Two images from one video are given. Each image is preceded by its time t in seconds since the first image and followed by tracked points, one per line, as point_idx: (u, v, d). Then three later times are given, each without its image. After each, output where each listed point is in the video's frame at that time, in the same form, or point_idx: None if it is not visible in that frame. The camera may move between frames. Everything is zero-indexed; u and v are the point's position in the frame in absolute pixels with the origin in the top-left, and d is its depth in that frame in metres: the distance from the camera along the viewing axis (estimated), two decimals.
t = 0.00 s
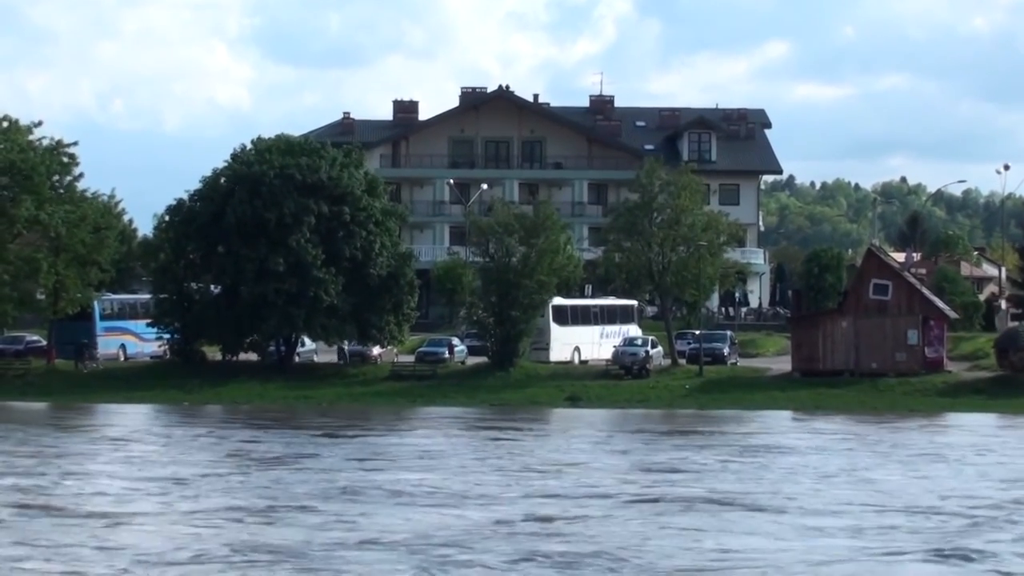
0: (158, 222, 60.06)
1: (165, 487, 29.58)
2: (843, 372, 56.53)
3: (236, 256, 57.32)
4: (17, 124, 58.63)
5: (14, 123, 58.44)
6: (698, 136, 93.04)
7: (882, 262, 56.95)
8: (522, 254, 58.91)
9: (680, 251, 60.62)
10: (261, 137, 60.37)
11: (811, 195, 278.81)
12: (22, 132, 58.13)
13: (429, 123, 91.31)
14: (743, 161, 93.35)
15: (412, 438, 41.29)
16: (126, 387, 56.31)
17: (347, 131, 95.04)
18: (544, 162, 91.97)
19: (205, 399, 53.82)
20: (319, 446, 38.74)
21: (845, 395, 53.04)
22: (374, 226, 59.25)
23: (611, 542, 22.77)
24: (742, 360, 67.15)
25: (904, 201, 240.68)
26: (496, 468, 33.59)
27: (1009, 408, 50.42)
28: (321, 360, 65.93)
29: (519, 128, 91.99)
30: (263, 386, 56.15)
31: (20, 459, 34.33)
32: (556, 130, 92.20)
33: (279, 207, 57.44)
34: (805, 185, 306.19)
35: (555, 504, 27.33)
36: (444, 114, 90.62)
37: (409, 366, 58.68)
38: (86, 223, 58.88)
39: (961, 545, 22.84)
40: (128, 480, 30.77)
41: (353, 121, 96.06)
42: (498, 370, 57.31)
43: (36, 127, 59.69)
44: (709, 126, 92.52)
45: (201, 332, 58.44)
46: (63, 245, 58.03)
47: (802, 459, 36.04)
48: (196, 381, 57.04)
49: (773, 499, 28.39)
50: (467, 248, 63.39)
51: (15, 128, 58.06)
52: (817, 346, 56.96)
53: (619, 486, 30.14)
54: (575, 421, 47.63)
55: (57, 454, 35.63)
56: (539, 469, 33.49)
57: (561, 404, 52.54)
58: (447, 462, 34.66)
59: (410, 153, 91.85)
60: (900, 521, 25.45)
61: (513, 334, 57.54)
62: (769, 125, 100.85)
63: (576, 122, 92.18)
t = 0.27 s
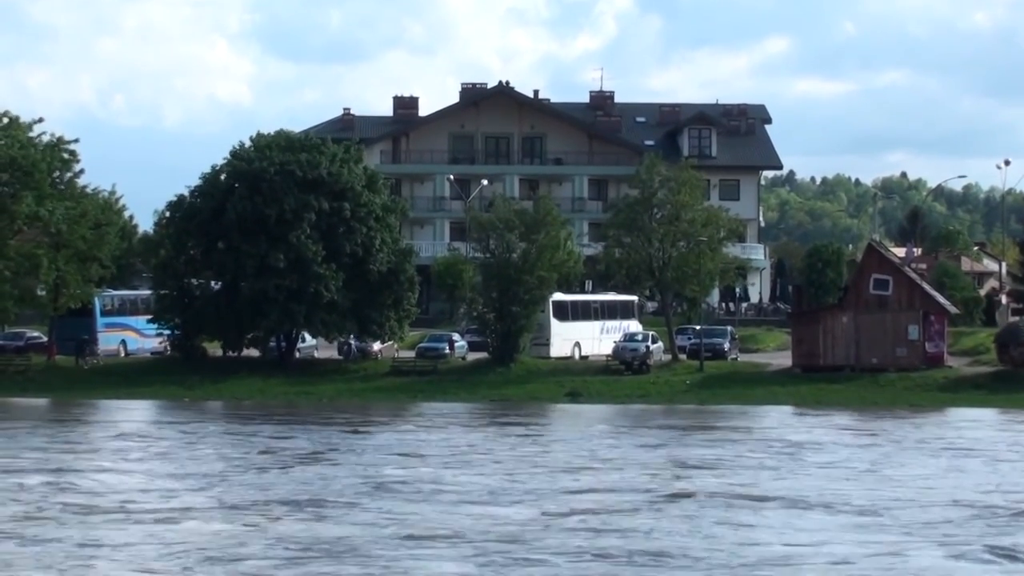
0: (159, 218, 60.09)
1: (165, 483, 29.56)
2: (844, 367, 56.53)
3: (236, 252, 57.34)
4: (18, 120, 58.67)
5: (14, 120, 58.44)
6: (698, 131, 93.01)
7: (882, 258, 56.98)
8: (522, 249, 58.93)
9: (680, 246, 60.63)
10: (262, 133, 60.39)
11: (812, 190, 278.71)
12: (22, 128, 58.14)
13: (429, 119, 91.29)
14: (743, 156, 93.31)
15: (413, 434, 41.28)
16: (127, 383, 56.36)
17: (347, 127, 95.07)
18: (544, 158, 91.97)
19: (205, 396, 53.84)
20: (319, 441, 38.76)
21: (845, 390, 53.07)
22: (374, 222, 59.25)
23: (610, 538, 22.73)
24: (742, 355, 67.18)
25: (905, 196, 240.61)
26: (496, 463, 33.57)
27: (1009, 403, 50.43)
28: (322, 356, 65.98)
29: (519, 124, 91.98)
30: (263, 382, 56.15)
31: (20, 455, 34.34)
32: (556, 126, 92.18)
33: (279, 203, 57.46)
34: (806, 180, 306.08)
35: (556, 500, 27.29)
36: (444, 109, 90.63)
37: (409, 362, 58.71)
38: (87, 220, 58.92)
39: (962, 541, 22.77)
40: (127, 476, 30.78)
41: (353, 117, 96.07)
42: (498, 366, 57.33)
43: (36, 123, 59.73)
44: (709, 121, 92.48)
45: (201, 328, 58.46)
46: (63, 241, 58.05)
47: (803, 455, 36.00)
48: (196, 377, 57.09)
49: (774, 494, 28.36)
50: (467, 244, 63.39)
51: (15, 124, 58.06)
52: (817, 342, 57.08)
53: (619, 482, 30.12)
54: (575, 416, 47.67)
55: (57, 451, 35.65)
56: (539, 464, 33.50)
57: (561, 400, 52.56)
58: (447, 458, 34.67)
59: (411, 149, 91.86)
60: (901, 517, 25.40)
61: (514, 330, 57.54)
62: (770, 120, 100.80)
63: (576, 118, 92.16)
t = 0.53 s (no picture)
0: (159, 212, 60.04)
1: (168, 477, 29.52)
2: (845, 360, 56.50)
3: (236, 246, 57.31)
4: (18, 114, 58.62)
5: (15, 114, 58.39)
6: (699, 124, 92.94)
7: (883, 250, 57.00)
8: (522, 243, 58.91)
9: (680, 239, 60.61)
10: (261, 126, 60.37)
11: (812, 183, 278.48)
12: (22, 122, 58.09)
13: (429, 112, 91.21)
14: (743, 149, 93.27)
15: (414, 427, 41.25)
16: (127, 377, 56.35)
17: (347, 120, 94.97)
18: (544, 151, 91.92)
19: (206, 389, 53.83)
20: (320, 435, 38.77)
21: (846, 383, 53.08)
22: (374, 216, 59.24)
23: (614, 532, 22.69)
24: (743, 348, 67.18)
25: (905, 188, 240.57)
26: (498, 457, 33.53)
27: (1009, 396, 50.45)
28: (321, 350, 66.00)
29: (520, 117, 91.91)
30: (264, 375, 56.14)
31: (21, 449, 34.29)
32: (556, 119, 92.12)
33: (279, 196, 57.43)
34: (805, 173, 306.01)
35: (558, 493, 27.25)
36: (444, 103, 90.52)
37: (410, 355, 58.70)
38: (87, 213, 58.91)
39: (966, 534, 22.73)
40: (129, 469, 30.78)
41: (352, 110, 95.99)
42: (499, 360, 57.35)
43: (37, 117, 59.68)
44: (709, 114, 92.43)
45: (201, 322, 58.44)
46: (63, 235, 58.02)
47: (805, 447, 35.97)
48: (197, 371, 57.07)
49: (777, 487, 28.33)
50: (467, 237, 63.37)
51: (15, 118, 58.02)
52: (818, 334, 56.85)
53: (622, 475, 30.08)
54: (576, 409, 47.69)
55: (59, 445, 35.59)
56: (540, 457, 33.52)
57: (562, 393, 52.57)
58: (448, 451, 34.69)
59: (411, 142, 91.78)
60: (905, 510, 25.37)
61: (514, 323, 57.53)
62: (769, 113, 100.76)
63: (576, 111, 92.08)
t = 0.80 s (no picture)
0: (162, 202, 60.05)
1: (170, 468, 29.58)
2: (847, 353, 56.49)
3: (239, 236, 57.31)
4: (21, 104, 58.66)
5: (18, 104, 58.44)
6: (702, 117, 92.94)
7: (886, 244, 57.03)
8: (525, 235, 58.91)
9: (683, 232, 60.60)
10: (265, 117, 60.38)
11: (816, 177, 278.39)
12: (26, 112, 58.13)
13: (432, 104, 91.19)
14: (746, 142, 93.21)
15: (417, 419, 41.29)
16: (130, 367, 56.40)
17: (350, 112, 94.98)
18: (547, 143, 91.90)
19: (208, 380, 53.86)
20: (324, 426, 38.80)
21: (848, 376, 53.09)
22: (377, 207, 59.25)
23: (617, 524, 22.72)
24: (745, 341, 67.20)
25: (908, 181, 240.39)
26: (502, 448, 33.55)
27: (1012, 390, 50.44)
28: (324, 341, 66.05)
29: (523, 109, 91.87)
30: (267, 367, 56.16)
31: (25, 439, 34.37)
32: (559, 111, 92.08)
33: (283, 187, 57.43)
34: (809, 167, 305.78)
35: (562, 485, 27.30)
36: (447, 94, 90.53)
37: (413, 346, 58.75)
38: (90, 203, 58.99)
39: (972, 528, 22.72)
40: (133, 460, 30.82)
41: (356, 102, 95.99)
42: (501, 352, 57.36)
43: (40, 107, 59.74)
44: (713, 107, 92.38)
45: (204, 313, 58.46)
46: (66, 225, 58.11)
47: (809, 440, 35.98)
48: (200, 362, 57.10)
49: (781, 480, 28.32)
50: (471, 229, 63.37)
51: (18, 108, 58.06)
52: (821, 327, 56.90)
53: (625, 467, 30.12)
54: (578, 401, 47.71)
55: (63, 434, 35.69)
56: (543, 449, 33.54)
57: (564, 385, 52.59)
58: (451, 442, 34.71)
59: (414, 134, 91.76)
60: (909, 503, 25.37)
61: (517, 315, 57.52)
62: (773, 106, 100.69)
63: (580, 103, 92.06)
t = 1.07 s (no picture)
0: (164, 196, 60.06)
1: (173, 461, 29.61)
2: (849, 349, 56.49)
3: (240, 230, 57.32)
4: (24, 98, 58.64)
5: (21, 97, 58.44)
6: (704, 112, 92.96)
7: (888, 239, 57.06)
8: (527, 229, 58.91)
9: (685, 227, 60.61)
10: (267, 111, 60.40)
11: (817, 172, 278.37)
12: (29, 105, 58.12)
13: (434, 98, 91.18)
14: (749, 137, 93.20)
15: (419, 413, 41.34)
16: (132, 361, 56.44)
17: (353, 106, 94.97)
18: (549, 138, 91.89)
19: (210, 374, 53.90)
20: (326, 420, 38.84)
21: (850, 371, 53.11)
22: (379, 202, 59.28)
23: (623, 519, 22.76)
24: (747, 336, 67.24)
25: (910, 177, 240.29)
26: (505, 443, 33.58)
27: (1014, 386, 50.47)
28: (326, 335, 66.08)
29: (525, 104, 91.89)
30: (268, 361, 56.20)
31: (28, 432, 34.38)
32: (562, 106, 92.06)
33: (284, 181, 57.43)
34: (811, 163, 305.67)
35: (566, 480, 27.35)
36: (450, 89, 90.50)
37: (414, 341, 58.83)
38: (92, 197, 59.01)
39: (977, 523, 22.77)
40: (136, 453, 30.84)
41: (358, 96, 95.99)
42: (503, 346, 57.40)
43: (42, 101, 59.72)
44: (715, 102, 92.37)
45: (206, 306, 58.49)
46: (69, 219, 58.11)
47: (811, 435, 36.02)
48: (201, 355, 57.13)
49: (785, 476, 28.37)
50: (472, 223, 63.39)
51: (21, 101, 58.06)
52: (822, 323, 56.77)
53: (628, 462, 30.17)
54: (580, 396, 47.73)
55: (65, 428, 35.70)
56: (545, 443, 33.58)
57: (566, 379, 52.62)
58: (453, 437, 34.75)
59: (416, 128, 91.75)
60: (914, 499, 25.42)
61: (518, 310, 57.54)
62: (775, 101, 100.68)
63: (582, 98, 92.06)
